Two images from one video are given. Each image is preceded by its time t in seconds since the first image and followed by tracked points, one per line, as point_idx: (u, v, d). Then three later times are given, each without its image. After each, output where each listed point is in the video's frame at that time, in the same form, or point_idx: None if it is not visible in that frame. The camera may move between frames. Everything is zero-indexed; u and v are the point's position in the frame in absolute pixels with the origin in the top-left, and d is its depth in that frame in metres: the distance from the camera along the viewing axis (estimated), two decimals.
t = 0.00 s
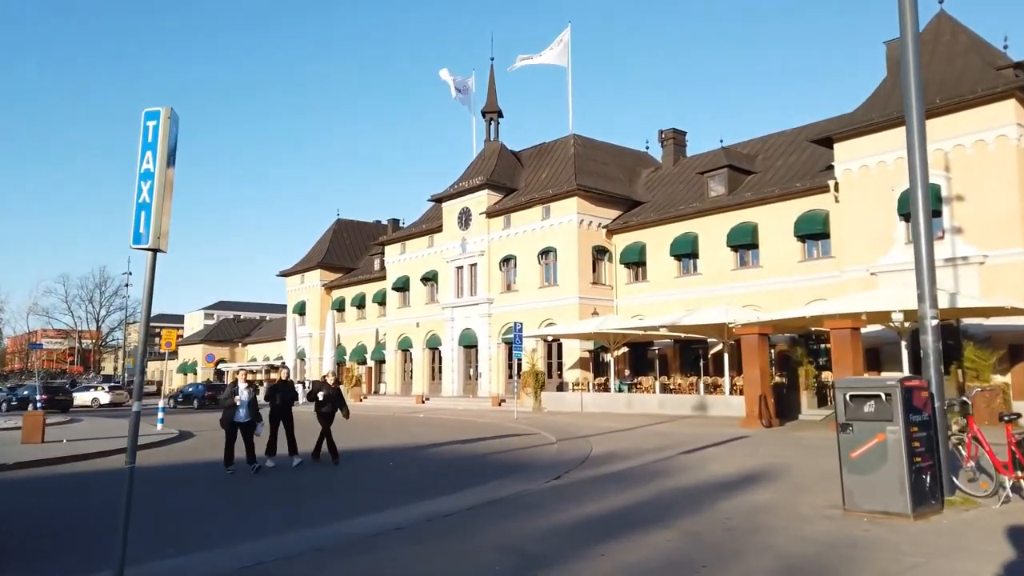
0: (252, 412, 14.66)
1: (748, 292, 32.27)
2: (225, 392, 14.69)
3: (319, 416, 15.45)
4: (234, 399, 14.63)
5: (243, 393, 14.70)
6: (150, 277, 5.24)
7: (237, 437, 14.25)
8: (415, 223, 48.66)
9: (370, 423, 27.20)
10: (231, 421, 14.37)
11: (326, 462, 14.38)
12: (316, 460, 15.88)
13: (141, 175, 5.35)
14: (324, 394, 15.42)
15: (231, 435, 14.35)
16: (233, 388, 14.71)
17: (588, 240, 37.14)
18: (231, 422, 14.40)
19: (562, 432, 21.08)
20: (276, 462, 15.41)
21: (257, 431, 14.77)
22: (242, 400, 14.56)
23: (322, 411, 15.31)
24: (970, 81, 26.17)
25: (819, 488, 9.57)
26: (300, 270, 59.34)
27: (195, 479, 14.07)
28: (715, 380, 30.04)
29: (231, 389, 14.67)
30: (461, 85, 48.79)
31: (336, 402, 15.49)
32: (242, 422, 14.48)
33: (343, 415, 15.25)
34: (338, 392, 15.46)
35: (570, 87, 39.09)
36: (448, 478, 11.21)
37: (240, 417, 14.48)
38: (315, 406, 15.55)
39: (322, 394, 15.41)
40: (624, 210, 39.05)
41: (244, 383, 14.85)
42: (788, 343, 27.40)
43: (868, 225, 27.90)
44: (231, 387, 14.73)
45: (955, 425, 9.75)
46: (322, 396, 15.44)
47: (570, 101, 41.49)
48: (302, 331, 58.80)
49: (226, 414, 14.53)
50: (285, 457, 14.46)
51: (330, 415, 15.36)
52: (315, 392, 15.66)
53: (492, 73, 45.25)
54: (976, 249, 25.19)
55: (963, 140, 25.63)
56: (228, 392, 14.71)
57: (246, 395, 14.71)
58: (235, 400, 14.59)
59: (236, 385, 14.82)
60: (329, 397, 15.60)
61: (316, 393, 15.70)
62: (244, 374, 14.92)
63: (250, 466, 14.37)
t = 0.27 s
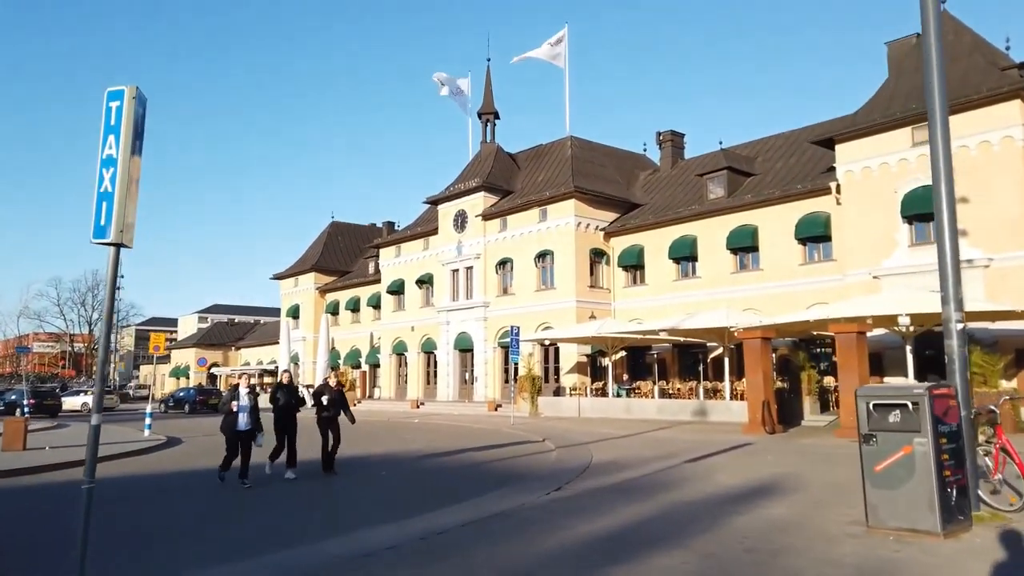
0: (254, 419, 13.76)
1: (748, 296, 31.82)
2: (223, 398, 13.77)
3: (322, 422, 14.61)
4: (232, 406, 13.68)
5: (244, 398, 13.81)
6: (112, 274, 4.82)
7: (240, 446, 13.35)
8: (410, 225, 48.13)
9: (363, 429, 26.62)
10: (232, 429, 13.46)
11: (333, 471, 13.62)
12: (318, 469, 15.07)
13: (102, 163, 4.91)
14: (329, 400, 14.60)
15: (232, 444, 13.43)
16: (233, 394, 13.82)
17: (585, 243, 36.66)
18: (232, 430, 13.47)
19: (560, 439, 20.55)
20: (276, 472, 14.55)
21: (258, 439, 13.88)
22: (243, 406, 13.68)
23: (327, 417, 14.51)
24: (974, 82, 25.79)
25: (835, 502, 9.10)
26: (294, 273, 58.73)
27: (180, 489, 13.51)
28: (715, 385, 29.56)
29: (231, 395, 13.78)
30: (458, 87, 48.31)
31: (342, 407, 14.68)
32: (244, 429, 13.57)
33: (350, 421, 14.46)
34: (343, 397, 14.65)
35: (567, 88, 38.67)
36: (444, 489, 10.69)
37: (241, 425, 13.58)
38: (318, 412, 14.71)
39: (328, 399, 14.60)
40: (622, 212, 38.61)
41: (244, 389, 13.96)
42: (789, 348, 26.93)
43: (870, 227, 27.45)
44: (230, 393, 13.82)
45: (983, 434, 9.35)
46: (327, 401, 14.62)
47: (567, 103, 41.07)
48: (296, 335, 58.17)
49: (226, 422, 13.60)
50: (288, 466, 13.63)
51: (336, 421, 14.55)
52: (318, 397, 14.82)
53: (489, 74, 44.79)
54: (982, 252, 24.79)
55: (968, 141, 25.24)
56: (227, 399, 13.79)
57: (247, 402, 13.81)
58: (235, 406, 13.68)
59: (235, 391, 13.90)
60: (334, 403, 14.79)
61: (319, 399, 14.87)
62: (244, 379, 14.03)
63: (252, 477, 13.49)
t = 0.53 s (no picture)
0: (253, 422, 12.82)
1: (747, 297, 31.39)
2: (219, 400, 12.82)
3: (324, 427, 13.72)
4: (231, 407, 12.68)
5: (243, 400, 12.88)
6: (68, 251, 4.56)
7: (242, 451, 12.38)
8: (403, 226, 47.60)
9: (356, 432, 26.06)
10: (232, 432, 12.49)
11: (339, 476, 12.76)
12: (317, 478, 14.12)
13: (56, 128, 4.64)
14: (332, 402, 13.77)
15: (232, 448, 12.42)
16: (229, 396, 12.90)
17: (582, 243, 36.20)
18: (232, 433, 12.48)
19: (558, 442, 20.05)
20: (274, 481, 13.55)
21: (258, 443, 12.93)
22: (242, 407, 12.76)
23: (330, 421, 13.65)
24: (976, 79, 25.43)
25: (853, 507, 8.62)
26: (286, 274, 58.11)
27: (163, 495, 12.94)
28: (714, 387, 29.10)
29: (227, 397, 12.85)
30: (452, 86, 47.81)
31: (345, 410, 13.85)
32: (244, 432, 12.60)
33: (354, 426, 13.64)
34: (347, 400, 13.85)
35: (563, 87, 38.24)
36: (440, 495, 10.16)
37: (241, 428, 12.62)
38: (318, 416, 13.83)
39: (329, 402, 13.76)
40: (619, 213, 38.16)
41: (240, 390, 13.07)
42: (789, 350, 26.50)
43: (871, 227, 27.05)
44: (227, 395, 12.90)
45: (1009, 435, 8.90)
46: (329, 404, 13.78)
47: (563, 102, 40.65)
48: (288, 337, 57.51)
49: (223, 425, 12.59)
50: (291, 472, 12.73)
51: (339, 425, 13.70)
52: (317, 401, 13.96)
53: (484, 74, 44.31)
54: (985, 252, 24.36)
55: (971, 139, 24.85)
56: (224, 401, 12.83)
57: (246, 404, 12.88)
58: (233, 408, 12.73)
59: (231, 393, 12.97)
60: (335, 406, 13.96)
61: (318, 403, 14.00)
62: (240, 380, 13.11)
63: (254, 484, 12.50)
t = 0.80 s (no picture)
0: (256, 429, 11.71)
1: (749, 300, 30.93)
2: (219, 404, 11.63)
3: (336, 433, 12.44)
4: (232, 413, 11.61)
5: (245, 405, 11.71)
6: (27, 226, 4.98)
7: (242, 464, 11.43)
8: (400, 229, 47.09)
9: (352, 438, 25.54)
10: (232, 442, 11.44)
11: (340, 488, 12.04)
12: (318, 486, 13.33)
13: (16, 102, 5.12)
14: (341, 406, 12.51)
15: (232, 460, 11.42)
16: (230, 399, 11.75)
17: (581, 246, 35.73)
18: (231, 443, 11.44)
19: (559, 448, 19.56)
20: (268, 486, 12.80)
21: (260, 450, 11.85)
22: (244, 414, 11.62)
23: (339, 426, 12.42)
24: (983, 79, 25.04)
25: (878, 521, 8.15)
26: (281, 277, 57.53)
27: (149, 504, 12.41)
28: (715, 392, 28.62)
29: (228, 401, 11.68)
30: (449, 87, 47.35)
31: (355, 415, 12.64)
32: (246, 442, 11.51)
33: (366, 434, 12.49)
34: (357, 404, 12.66)
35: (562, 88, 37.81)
36: (440, 506, 9.66)
37: (242, 437, 11.49)
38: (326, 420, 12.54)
39: (337, 406, 12.49)
40: (618, 215, 37.72)
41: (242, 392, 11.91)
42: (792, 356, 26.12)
43: (875, 229, 26.61)
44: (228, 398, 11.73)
45: None
46: (337, 407, 12.49)
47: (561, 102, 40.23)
48: (283, 341, 56.87)
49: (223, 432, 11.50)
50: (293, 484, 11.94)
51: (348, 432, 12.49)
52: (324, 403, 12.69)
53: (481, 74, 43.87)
54: (992, 254, 23.88)
55: (977, 139, 24.44)
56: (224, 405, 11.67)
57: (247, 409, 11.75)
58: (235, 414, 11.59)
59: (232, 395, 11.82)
60: (348, 408, 12.64)
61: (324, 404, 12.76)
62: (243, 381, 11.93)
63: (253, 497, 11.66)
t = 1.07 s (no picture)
0: (265, 436, 10.78)
1: (751, 302, 30.47)
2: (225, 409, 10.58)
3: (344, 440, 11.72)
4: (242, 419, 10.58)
5: (253, 411, 10.67)
6: None
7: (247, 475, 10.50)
8: (396, 230, 46.55)
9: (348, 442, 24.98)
10: (237, 451, 10.52)
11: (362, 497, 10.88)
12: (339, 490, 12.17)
13: None
14: (351, 412, 11.76)
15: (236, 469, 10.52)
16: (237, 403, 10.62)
17: (580, 247, 35.25)
18: (236, 451, 10.52)
19: (560, 453, 19.03)
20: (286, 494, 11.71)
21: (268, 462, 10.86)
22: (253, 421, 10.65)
23: (350, 434, 11.64)
24: (990, 77, 24.66)
25: (909, 533, 7.68)
26: (276, 279, 56.93)
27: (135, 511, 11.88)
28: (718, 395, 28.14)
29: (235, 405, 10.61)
30: (447, 87, 46.87)
31: (365, 422, 11.83)
32: (252, 451, 10.59)
33: (376, 443, 11.69)
34: (369, 410, 11.84)
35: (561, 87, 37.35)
36: (442, 515, 9.16)
37: (248, 445, 10.59)
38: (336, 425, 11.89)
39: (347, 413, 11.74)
40: (618, 216, 37.25)
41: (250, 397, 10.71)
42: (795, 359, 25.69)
43: (881, 229, 26.18)
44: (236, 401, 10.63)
45: None
46: (347, 413, 11.76)
47: (559, 102, 39.78)
48: (278, 343, 56.25)
49: (228, 439, 10.55)
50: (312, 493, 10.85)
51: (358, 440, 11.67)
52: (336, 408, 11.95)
53: (479, 74, 43.40)
54: (1001, 255, 23.50)
55: (985, 138, 24.02)
56: (232, 410, 10.65)
57: (257, 414, 10.73)
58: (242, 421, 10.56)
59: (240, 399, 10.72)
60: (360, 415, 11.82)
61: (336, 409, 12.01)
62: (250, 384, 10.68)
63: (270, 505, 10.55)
